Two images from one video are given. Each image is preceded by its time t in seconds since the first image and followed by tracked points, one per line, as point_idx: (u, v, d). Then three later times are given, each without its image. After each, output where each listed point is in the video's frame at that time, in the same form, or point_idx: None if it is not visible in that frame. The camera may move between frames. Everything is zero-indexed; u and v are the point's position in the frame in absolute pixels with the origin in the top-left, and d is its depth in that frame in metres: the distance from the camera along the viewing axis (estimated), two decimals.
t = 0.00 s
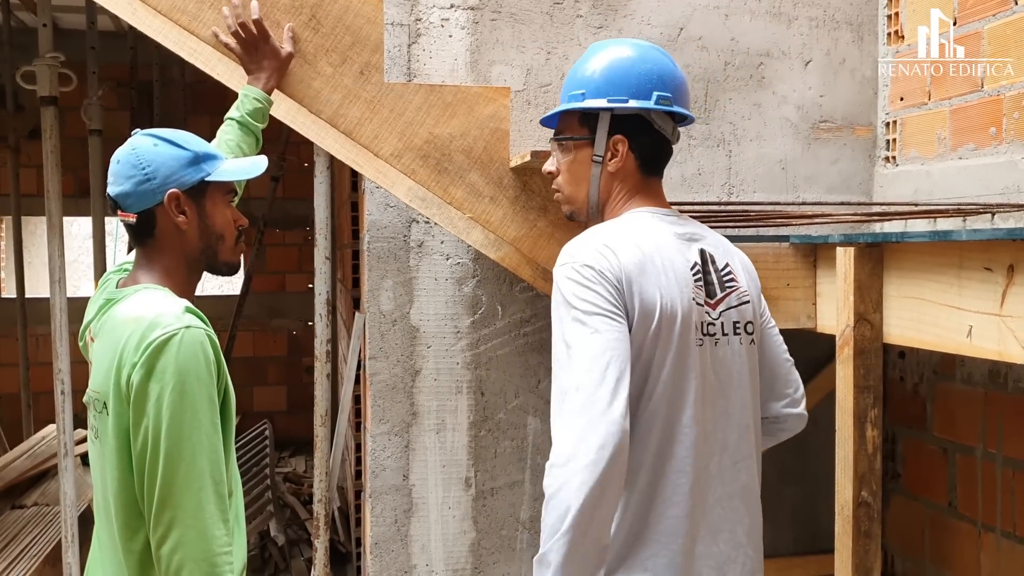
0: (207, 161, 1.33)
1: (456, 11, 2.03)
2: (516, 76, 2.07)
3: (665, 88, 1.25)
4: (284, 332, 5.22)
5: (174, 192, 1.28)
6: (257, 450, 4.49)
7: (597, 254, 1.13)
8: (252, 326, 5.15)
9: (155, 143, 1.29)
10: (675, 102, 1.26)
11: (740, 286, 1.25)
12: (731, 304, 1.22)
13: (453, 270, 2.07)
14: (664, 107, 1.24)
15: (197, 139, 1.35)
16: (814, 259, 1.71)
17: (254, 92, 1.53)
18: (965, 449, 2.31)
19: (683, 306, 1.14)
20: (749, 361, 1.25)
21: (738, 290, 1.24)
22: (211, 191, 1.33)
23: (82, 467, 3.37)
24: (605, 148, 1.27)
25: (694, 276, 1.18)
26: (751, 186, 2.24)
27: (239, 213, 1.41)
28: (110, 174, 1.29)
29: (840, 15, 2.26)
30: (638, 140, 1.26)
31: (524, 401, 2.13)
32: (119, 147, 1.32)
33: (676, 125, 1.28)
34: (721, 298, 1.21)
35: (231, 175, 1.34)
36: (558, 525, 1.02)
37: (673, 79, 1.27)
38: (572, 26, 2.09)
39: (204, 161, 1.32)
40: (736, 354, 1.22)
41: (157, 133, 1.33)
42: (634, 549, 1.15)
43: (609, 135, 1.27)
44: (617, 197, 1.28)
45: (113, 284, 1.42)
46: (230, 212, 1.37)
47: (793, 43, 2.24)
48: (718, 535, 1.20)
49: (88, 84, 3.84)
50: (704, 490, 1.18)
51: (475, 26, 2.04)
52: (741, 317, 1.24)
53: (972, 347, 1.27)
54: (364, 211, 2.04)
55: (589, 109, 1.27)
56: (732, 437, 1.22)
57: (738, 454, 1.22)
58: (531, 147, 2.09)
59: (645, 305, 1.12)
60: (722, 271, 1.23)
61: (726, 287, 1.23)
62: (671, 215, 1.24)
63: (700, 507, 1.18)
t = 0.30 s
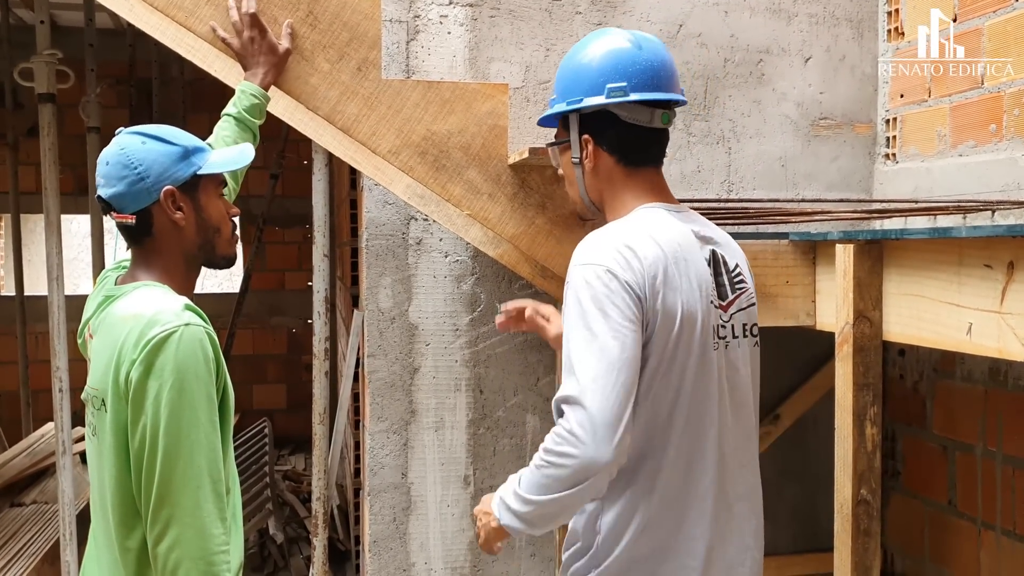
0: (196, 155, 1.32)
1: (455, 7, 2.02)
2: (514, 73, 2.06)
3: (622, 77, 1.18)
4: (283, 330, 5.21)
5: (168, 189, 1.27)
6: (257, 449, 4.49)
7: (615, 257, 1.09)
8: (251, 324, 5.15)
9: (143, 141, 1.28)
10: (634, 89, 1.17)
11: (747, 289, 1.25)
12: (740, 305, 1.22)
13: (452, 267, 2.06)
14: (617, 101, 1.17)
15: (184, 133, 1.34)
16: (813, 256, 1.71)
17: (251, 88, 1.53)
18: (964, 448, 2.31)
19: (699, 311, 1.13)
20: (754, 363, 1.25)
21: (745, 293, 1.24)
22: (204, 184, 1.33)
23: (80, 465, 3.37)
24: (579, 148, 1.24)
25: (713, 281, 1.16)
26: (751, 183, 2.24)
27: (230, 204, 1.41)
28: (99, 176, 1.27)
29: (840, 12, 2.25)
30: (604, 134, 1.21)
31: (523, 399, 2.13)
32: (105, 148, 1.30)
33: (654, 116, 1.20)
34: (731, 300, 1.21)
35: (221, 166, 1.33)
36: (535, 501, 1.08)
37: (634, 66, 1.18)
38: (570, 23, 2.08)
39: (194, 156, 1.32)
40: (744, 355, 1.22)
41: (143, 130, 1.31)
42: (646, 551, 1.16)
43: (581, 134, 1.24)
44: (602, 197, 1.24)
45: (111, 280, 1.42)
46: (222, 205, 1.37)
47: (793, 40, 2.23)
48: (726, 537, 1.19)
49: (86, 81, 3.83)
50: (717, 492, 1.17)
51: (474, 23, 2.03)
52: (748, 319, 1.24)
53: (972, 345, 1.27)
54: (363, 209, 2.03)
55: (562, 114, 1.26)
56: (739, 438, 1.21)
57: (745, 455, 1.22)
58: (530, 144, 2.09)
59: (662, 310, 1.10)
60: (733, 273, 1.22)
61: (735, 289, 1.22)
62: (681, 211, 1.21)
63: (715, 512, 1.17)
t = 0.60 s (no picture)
0: (201, 155, 1.33)
1: (455, 6, 2.02)
2: (514, 72, 2.06)
3: (620, 84, 1.15)
4: (283, 329, 5.21)
5: (173, 187, 1.27)
6: (257, 447, 4.49)
7: (594, 264, 1.08)
8: (251, 323, 5.15)
9: (149, 138, 1.29)
10: (631, 98, 1.14)
11: (750, 293, 1.22)
12: (740, 310, 1.21)
13: (452, 266, 2.06)
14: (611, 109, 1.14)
15: (189, 133, 1.35)
16: (813, 254, 1.70)
17: (250, 88, 1.52)
18: (964, 447, 2.31)
19: (691, 317, 1.11)
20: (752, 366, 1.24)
21: (746, 296, 1.22)
22: (207, 184, 1.33)
23: (80, 464, 3.37)
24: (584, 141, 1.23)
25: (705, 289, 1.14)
26: (750, 182, 2.24)
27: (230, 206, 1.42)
28: (103, 170, 1.27)
29: (841, 11, 2.25)
30: (604, 135, 1.19)
31: (522, 398, 2.13)
32: (111, 143, 1.30)
33: (656, 123, 1.16)
34: (729, 306, 1.19)
35: (226, 169, 1.34)
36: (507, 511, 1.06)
37: (636, 72, 1.15)
38: (570, 22, 2.08)
39: (198, 156, 1.32)
40: (743, 359, 1.21)
41: (149, 127, 1.32)
42: (643, 553, 1.16)
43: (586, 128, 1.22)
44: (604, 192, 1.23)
45: (110, 280, 1.42)
46: (222, 207, 1.37)
47: (793, 39, 2.23)
48: (722, 538, 1.20)
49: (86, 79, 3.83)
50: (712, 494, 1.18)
51: (474, 22, 2.03)
52: (747, 324, 1.22)
53: (972, 344, 1.27)
54: (363, 207, 2.03)
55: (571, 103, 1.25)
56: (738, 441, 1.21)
57: (742, 458, 1.22)
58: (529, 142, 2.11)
59: (647, 316, 1.08)
60: (734, 277, 1.20)
61: (736, 294, 1.20)
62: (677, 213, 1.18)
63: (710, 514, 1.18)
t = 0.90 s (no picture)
0: (202, 152, 1.33)
1: (452, 2, 2.02)
2: (512, 68, 2.06)
3: (617, 81, 1.14)
4: (282, 326, 5.21)
5: (171, 181, 1.27)
6: (255, 445, 4.49)
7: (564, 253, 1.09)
8: (250, 321, 5.15)
9: (152, 132, 1.28)
10: (626, 96, 1.14)
11: (742, 288, 1.21)
12: (729, 306, 1.20)
13: (449, 262, 2.06)
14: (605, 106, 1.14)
15: (191, 129, 1.35)
16: (809, 249, 1.70)
17: (246, 82, 1.53)
18: (962, 442, 2.31)
19: (670, 313, 1.11)
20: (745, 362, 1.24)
21: (738, 291, 1.20)
22: (205, 181, 1.33)
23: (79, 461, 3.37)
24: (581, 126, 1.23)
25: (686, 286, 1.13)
26: (748, 178, 2.23)
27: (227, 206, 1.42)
28: (103, 160, 1.26)
29: (838, 7, 2.25)
30: (600, 127, 1.19)
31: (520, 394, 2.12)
32: (113, 134, 1.29)
33: (651, 123, 1.15)
34: (717, 302, 1.18)
35: (227, 167, 1.34)
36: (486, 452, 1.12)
37: (632, 69, 1.14)
38: (568, 18, 2.08)
39: (200, 153, 1.32)
40: (733, 356, 1.21)
41: (152, 122, 1.32)
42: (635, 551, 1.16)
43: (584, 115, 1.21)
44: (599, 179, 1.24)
45: (103, 274, 1.41)
46: (219, 205, 1.37)
47: (791, 35, 2.23)
48: (714, 536, 1.20)
49: (84, 76, 3.83)
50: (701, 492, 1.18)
51: (471, 17, 2.03)
52: (738, 320, 1.21)
53: (967, 338, 1.26)
54: (360, 203, 2.03)
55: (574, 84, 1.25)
56: (729, 440, 1.21)
57: (735, 454, 1.22)
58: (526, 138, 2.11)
59: (622, 311, 1.09)
60: (723, 273, 1.18)
61: (726, 290, 1.19)
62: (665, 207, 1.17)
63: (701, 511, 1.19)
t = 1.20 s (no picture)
0: (197, 154, 1.33)
1: (449, 3, 2.02)
2: (509, 68, 2.06)
3: (613, 76, 1.15)
4: (281, 326, 5.22)
5: (166, 183, 1.27)
6: (254, 444, 4.50)
7: (543, 225, 1.16)
8: (249, 320, 5.16)
9: (146, 134, 1.29)
10: (622, 92, 1.15)
11: (732, 300, 1.21)
12: (716, 319, 1.20)
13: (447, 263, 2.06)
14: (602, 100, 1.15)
15: (186, 130, 1.35)
16: (804, 250, 1.71)
17: (242, 84, 1.53)
18: (958, 442, 2.31)
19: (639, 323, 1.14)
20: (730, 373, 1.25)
21: (727, 304, 1.20)
22: (200, 183, 1.34)
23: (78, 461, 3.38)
24: (584, 125, 1.25)
25: (661, 297, 1.14)
26: (745, 178, 2.24)
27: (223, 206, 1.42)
28: (98, 163, 1.27)
29: (835, 7, 2.25)
30: (600, 123, 1.20)
31: (517, 394, 2.13)
32: (107, 136, 1.30)
33: (649, 119, 1.16)
34: (703, 315, 1.18)
35: (223, 168, 1.35)
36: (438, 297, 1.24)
37: (628, 65, 1.15)
38: (565, 18, 2.08)
39: (194, 154, 1.32)
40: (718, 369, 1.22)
41: (147, 123, 1.32)
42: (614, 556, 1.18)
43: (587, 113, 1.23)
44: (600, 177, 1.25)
45: (99, 275, 1.41)
46: (214, 205, 1.38)
47: (788, 35, 2.23)
48: (689, 544, 1.22)
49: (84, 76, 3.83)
50: (677, 500, 1.21)
51: (469, 18, 2.03)
52: (725, 333, 1.21)
53: (960, 339, 1.27)
54: (358, 203, 2.03)
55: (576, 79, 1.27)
56: (706, 450, 1.24)
57: (710, 464, 1.25)
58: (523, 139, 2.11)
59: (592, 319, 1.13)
60: (712, 285, 1.18)
61: (714, 303, 1.19)
62: (660, 211, 1.17)
63: (671, 518, 1.21)
